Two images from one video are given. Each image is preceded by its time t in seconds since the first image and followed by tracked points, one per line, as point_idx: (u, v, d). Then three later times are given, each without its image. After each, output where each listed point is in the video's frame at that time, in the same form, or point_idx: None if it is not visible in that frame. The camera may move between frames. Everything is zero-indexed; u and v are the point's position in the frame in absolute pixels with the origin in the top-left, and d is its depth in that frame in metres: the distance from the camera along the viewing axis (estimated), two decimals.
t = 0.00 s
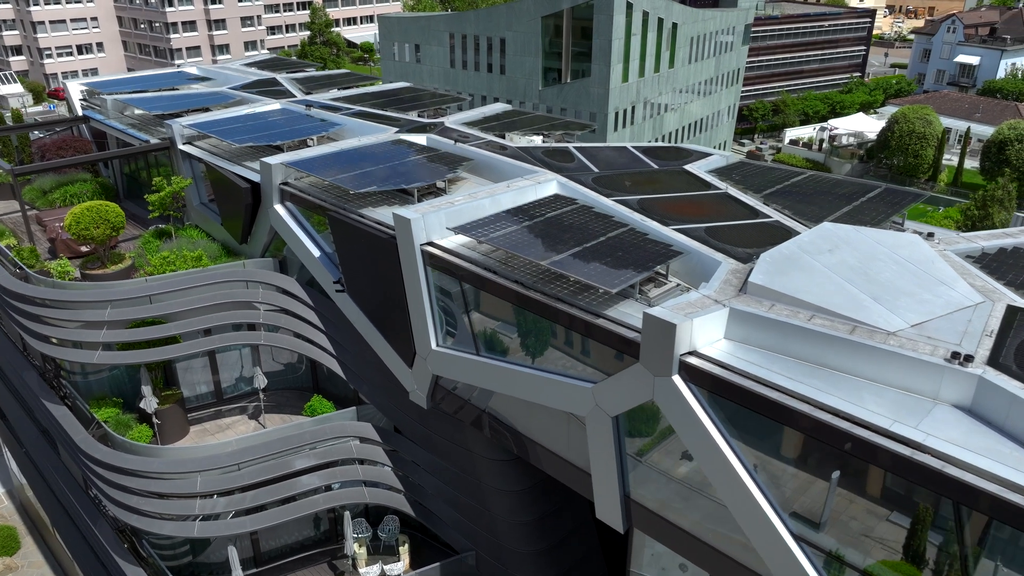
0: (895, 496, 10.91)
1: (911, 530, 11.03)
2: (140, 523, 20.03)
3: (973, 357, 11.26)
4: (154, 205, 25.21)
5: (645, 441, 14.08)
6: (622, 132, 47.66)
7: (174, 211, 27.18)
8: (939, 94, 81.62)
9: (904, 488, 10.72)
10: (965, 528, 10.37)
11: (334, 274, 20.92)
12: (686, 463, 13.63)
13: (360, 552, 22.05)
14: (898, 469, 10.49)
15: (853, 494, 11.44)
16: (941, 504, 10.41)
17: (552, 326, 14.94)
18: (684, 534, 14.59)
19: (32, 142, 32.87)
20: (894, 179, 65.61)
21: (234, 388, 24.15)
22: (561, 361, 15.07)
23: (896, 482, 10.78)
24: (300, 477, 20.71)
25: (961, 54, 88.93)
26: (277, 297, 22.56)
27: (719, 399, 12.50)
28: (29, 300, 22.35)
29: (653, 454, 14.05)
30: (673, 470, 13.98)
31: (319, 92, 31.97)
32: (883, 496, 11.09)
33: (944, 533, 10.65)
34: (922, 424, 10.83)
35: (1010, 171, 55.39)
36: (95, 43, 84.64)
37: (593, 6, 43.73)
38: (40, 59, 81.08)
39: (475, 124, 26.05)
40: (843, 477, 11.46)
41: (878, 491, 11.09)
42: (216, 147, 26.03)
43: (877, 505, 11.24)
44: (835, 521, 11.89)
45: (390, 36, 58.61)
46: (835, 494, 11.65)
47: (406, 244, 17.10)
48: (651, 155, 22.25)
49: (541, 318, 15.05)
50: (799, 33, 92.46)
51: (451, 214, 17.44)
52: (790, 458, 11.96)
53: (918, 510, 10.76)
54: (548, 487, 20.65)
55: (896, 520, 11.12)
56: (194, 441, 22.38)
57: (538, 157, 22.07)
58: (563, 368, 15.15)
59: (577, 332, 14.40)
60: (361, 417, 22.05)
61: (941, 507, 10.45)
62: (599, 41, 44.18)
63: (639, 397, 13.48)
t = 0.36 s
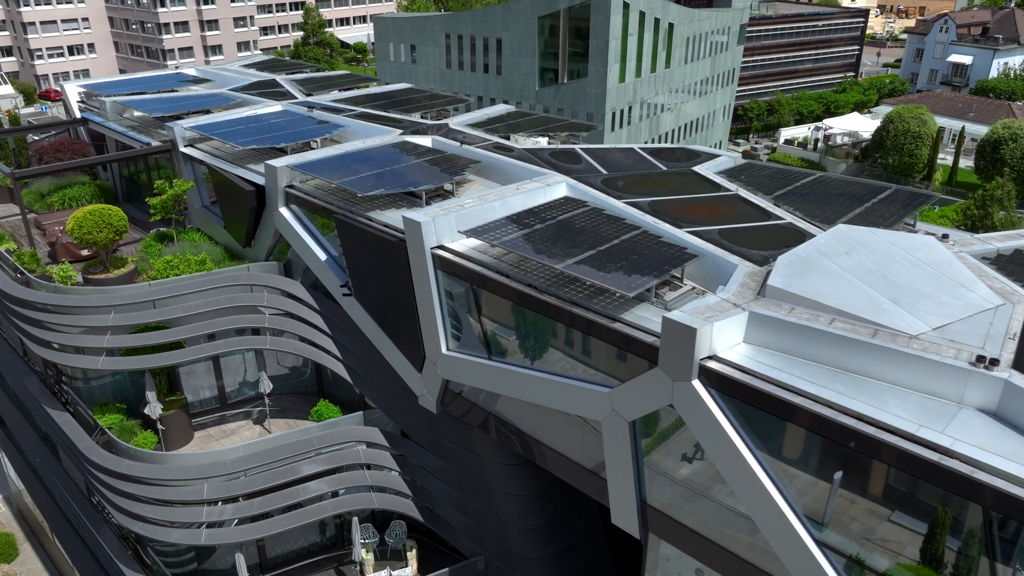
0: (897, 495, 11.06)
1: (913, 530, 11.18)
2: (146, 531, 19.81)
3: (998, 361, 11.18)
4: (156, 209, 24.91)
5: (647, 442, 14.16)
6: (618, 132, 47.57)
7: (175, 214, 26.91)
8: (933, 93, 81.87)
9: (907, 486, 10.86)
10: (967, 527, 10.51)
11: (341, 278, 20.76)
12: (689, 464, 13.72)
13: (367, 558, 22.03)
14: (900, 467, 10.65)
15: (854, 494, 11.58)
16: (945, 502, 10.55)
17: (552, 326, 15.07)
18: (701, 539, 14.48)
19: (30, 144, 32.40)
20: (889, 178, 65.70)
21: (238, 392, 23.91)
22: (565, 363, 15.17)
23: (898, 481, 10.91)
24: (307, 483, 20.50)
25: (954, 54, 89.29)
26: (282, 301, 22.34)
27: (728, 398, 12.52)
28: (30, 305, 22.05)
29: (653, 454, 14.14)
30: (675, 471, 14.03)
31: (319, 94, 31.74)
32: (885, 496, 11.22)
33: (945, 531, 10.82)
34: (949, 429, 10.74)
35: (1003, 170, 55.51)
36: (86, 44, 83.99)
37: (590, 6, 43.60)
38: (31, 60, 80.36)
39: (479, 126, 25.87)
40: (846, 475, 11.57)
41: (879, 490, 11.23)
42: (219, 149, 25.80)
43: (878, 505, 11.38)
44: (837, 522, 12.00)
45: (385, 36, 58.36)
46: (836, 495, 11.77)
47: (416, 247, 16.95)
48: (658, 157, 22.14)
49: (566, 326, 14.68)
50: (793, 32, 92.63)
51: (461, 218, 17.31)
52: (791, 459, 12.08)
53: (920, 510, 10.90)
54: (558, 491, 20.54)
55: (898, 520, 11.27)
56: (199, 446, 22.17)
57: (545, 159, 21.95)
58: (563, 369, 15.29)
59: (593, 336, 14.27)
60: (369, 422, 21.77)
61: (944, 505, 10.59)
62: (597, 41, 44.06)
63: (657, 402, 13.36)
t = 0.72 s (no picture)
0: (898, 495, 11.22)
1: (915, 529, 11.33)
2: (153, 539, 19.54)
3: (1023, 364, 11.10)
4: (158, 212, 24.63)
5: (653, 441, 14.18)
6: (616, 132, 47.46)
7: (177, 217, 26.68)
8: (927, 93, 82.12)
9: (909, 485, 11.02)
10: (972, 525, 10.68)
11: (349, 282, 20.60)
12: (689, 465, 13.83)
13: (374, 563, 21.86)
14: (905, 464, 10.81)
15: (855, 495, 11.73)
16: (950, 501, 10.71)
17: (552, 326, 15.21)
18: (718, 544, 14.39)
19: (26, 147, 31.90)
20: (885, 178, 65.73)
21: (242, 397, 23.73)
22: (564, 365, 15.33)
23: (902, 479, 11.06)
24: (315, 489, 20.29)
25: (947, 53, 89.62)
26: (287, 305, 22.12)
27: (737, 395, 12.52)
28: (32, 311, 21.73)
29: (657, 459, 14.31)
30: (676, 472, 14.17)
31: (321, 95, 31.53)
32: (887, 496, 11.37)
33: (948, 529, 10.98)
34: (976, 434, 10.64)
35: (997, 169, 55.63)
36: (77, 45, 83.42)
37: (587, 6, 43.44)
38: (20, 61, 79.66)
39: (484, 128, 25.72)
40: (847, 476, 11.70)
41: (881, 490, 11.40)
42: (221, 151, 25.57)
43: (879, 506, 11.54)
44: (840, 522, 12.11)
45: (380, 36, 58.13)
46: (838, 497, 11.89)
47: (426, 251, 16.81)
48: (665, 158, 22.03)
49: (585, 332, 14.47)
50: (786, 32, 92.77)
51: (471, 221, 17.19)
52: (791, 459, 12.23)
53: (923, 509, 11.06)
54: (568, 494, 20.47)
55: (898, 520, 11.43)
56: (204, 452, 21.94)
57: (553, 160, 21.82)
58: (562, 371, 15.45)
59: (608, 340, 14.15)
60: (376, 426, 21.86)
61: (949, 503, 10.75)
62: (593, 41, 43.90)
63: (675, 406, 13.23)
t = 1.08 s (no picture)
0: (899, 495, 11.25)
1: (917, 530, 11.34)
2: (160, 548, 19.33)
3: None
4: (160, 216, 24.38)
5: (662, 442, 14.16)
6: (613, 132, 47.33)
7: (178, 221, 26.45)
8: (921, 93, 82.38)
9: (910, 484, 11.04)
10: (974, 525, 10.69)
11: (355, 286, 20.39)
12: (689, 465, 13.90)
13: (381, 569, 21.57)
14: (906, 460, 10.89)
15: (855, 496, 11.78)
16: (952, 500, 10.72)
17: (551, 327, 15.28)
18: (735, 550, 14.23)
19: (23, 150, 31.62)
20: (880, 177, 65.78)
21: (245, 403, 23.53)
22: (560, 366, 15.44)
23: (904, 477, 11.08)
24: (323, 495, 20.05)
25: (940, 53, 89.97)
26: (291, 309, 21.92)
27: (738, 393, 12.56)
28: (33, 317, 21.45)
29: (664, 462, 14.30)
30: (689, 476, 14.07)
31: (321, 97, 31.30)
32: (889, 496, 11.40)
33: (960, 532, 10.93)
34: (1002, 439, 10.52)
35: (991, 169, 55.75)
36: (69, 46, 82.91)
37: (584, 6, 43.28)
38: (10, 61, 78.99)
39: (488, 129, 25.52)
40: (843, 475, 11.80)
41: (882, 491, 11.44)
42: (222, 154, 25.34)
43: (880, 507, 11.58)
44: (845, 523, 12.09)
45: (376, 37, 57.93)
46: (840, 497, 11.94)
47: (436, 254, 16.66)
48: (673, 160, 21.86)
49: (582, 329, 14.60)
50: (780, 32, 92.98)
51: (481, 224, 17.04)
52: (806, 463, 12.17)
53: (924, 509, 11.07)
54: (577, 498, 20.28)
55: (900, 521, 11.45)
56: (208, 458, 21.68)
57: (559, 162, 21.66)
58: (557, 372, 15.59)
59: (623, 344, 14.01)
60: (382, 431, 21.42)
61: (951, 503, 10.76)
62: (590, 42, 43.75)
63: (693, 411, 13.09)
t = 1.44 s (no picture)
0: (901, 495, 11.42)
1: (917, 530, 11.55)
2: (164, 556, 19.03)
3: None
4: (161, 219, 24.10)
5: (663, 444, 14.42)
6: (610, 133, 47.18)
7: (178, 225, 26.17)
8: (913, 92, 82.64)
9: (912, 484, 11.24)
10: (976, 523, 10.88)
11: (361, 290, 20.19)
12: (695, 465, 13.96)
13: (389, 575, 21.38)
14: (906, 459, 11.12)
15: (857, 497, 11.91)
16: (953, 500, 10.93)
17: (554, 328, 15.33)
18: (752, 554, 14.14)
19: (19, 153, 31.24)
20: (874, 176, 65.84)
21: (249, 408, 23.29)
22: (559, 368, 15.63)
23: (904, 479, 11.30)
24: (330, 502, 19.83)
25: (932, 53, 90.33)
26: (295, 313, 21.69)
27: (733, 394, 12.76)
28: (34, 322, 21.13)
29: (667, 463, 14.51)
30: (701, 480, 14.02)
31: (321, 98, 31.06)
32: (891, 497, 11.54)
33: (976, 535, 10.97)
34: None
35: (985, 169, 55.89)
36: (58, 47, 82.23)
37: (580, 6, 43.09)
38: None
39: (492, 130, 25.37)
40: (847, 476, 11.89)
41: (882, 492, 11.59)
42: (224, 156, 25.09)
43: (881, 508, 11.73)
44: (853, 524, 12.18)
45: (371, 37, 57.65)
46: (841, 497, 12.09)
47: (446, 258, 16.51)
48: (680, 162, 21.75)
49: (593, 332, 14.52)
50: (774, 32, 93.16)
51: (491, 227, 16.88)
52: (826, 467, 12.09)
53: (924, 509, 11.28)
54: (586, 501, 20.19)
55: (901, 521, 11.63)
56: (212, 465, 21.45)
57: (566, 164, 21.54)
58: (555, 373, 15.79)
59: (639, 348, 13.88)
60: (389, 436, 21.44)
61: (952, 502, 10.97)
62: (585, 42, 43.56)
63: (711, 417, 12.96)
